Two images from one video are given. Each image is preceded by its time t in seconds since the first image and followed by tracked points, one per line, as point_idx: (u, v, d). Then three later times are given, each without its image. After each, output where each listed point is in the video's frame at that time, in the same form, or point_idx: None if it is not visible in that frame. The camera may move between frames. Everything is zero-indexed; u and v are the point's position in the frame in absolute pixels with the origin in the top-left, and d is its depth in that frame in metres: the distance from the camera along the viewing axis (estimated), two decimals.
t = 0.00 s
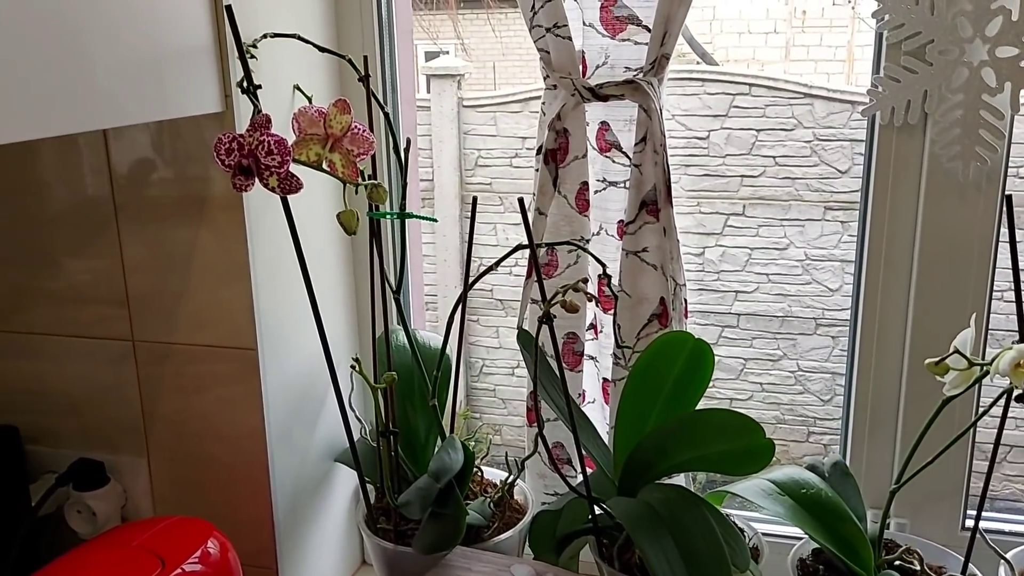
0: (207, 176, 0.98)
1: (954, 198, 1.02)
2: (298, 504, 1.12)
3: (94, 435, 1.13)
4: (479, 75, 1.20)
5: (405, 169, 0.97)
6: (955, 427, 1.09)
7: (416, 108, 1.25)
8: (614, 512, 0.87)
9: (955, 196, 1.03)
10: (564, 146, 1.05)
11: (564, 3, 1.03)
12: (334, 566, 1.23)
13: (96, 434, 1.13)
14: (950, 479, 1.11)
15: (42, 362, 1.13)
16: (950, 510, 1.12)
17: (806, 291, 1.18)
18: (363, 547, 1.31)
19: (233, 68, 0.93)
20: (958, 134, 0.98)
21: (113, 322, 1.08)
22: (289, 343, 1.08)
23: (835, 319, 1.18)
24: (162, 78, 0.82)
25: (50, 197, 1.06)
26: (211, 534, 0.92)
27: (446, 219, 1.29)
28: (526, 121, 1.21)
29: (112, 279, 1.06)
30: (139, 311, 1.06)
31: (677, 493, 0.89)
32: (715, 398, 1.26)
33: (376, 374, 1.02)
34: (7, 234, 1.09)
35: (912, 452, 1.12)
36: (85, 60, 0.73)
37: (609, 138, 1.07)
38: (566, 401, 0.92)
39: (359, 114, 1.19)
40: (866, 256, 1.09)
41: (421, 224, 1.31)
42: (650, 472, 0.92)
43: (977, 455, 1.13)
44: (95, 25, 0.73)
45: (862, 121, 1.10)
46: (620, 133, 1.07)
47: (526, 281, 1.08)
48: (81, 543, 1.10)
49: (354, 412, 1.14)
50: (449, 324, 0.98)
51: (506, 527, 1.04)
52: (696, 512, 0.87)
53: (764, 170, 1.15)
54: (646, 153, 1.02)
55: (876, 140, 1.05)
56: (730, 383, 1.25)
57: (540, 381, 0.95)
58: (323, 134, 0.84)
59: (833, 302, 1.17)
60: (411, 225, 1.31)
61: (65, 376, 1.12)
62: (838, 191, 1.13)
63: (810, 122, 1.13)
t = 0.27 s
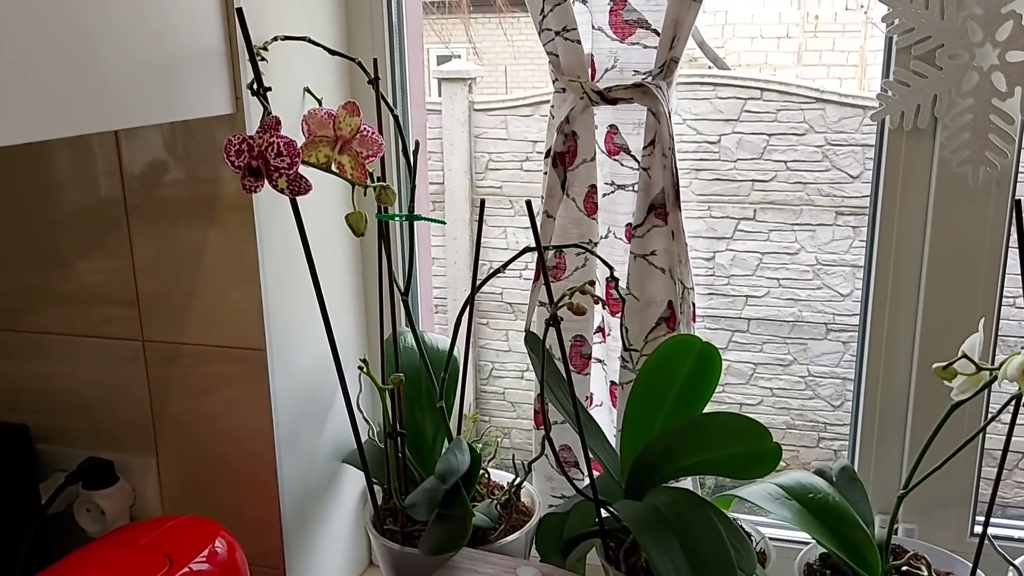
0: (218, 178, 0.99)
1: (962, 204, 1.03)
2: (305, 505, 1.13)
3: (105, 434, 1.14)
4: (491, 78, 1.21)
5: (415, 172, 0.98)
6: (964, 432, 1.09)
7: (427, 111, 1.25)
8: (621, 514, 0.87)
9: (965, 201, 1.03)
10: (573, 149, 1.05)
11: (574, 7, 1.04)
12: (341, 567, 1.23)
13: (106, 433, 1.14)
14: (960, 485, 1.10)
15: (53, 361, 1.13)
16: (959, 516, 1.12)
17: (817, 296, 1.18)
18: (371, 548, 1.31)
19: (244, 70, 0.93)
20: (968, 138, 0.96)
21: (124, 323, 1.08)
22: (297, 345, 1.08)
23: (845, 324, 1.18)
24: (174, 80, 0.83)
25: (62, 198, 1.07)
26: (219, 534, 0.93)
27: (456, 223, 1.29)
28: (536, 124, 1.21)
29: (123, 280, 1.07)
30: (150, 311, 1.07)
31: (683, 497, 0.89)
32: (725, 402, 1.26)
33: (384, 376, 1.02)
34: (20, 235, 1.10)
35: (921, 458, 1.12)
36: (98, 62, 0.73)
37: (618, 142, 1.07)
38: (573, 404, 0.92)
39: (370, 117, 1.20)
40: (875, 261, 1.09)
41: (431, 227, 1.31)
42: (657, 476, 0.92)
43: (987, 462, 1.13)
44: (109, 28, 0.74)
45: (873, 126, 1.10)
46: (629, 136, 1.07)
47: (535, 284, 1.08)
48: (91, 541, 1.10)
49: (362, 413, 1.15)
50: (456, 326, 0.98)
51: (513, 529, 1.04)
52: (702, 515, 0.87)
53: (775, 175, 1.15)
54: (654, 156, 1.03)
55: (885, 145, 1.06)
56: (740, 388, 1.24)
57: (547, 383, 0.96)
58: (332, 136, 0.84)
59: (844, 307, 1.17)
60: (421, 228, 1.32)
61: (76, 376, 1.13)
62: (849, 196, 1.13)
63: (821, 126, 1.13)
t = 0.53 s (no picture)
0: (228, 175, 0.99)
1: (973, 203, 1.02)
2: (313, 501, 1.13)
3: (114, 429, 1.15)
4: (501, 77, 1.21)
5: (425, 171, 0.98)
6: (975, 433, 1.08)
7: (438, 110, 1.25)
8: (629, 512, 0.87)
9: (977, 201, 1.02)
10: (582, 147, 1.05)
11: (584, 5, 1.04)
12: (349, 564, 1.24)
13: (116, 429, 1.15)
14: (970, 486, 1.10)
15: (64, 357, 1.14)
16: (969, 518, 1.11)
17: (827, 297, 1.18)
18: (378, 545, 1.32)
19: (254, 68, 0.94)
20: (979, 137, 0.96)
21: (135, 319, 1.09)
22: (306, 342, 1.09)
23: (856, 324, 1.17)
24: (185, 77, 0.83)
25: (74, 195, 1.07)
26: (227, 529, 0.93)
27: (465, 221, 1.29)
28: (546, 123, 1.21)
29: (133, 276, 1.08)
30: (160, 308, 1.07)
31: (692, 495, 0.89)
32: (734, 403, 1.25)
33: (393, 373, 1.03)
34: (32, 232, 1.11)
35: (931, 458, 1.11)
36: (110, 58, 0.74)
37: (627, 140, 1.07)
38: (581, 401, 0.92)
39: (381, 115, 1.20)
40: (886, 261, 1.09)
41: (440, 225, 1.31)
42: (665, 474, 0.92)
43: (997, 463, 1.12)
44: (122, 24, 0.75)
45: (884, 126, 1.10)
46: (639, 134, 1.07)
47: (543, 282, 1.08)
48: (100, 536, 1.11)
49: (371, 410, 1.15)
50: (465, 324, 0.98)
51: (521, 526, 1.04)
52: (710, 512, 0.86)
53: (785, 175, 1.15)
54: (664, 154, 1.03)
55: (896, 144, 1.05)
56: (749, 388, 1.24)
57: (555, 381, 0.95)
58: (342, 133, 0.85)
59: (854, 308, 1.17)
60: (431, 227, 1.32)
61: (87, 372, 1.13)
62: (860, 196, 1.13)
63: (833, 126, 1.12)
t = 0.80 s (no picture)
0: (236, 173, 1.00)
1: (983, 202, 1.02)
2: (321, 498, 1.13)
3: (123, 426, 1.15)
4: (510, 76, 1.21)
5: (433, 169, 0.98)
6: (983, 433, 1.08)
7: (446, 108, 1.25)
8: (635, 511, 0.87)
9: (986, 199, 1.02)
10: (590, 145, 1.05)
11: (592, 3, 1.04)
12: (357, 560, 1.24)
13: (125, 425, 1.15)
14: (979, 486, 1.10)
15: (73, 354, 1.15)
16: (977, 517, 1.11)
17: (836, 296, 1.18)
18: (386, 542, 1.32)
19: (262, 65, 0.94)
20: (990, 135, 0.95)
21: (143, 316, 1.09)
22: (314, 339, 1.09)
23: (864, 323, 1.17)
24: (194, 75, 0.84)
25: (84, 192, 1.08)
26: (235, 525, 0.94)
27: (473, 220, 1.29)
28: (555, 121, 1.21)
29: (142, 273, 1.08)
30: (169, 305, 1.08)
31: (698, 493, 0.89)
32: (742, 402, 1.25)
33: (400, 371, 1.03)
34: (42, 229, 1.12)
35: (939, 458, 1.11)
36: (119, 56, 0.74)
37: (635, 138, 1.07)
38: (588, 400, 0.92)
39: (389, 113, 1.20)
40: (894, 260, 1.09)
41: (448, 223, 1.31)
42: (671, 472, 0.92)
43: (1006, 463, 1.12)
44: (131, 22, 0.75)
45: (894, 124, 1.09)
46: (646, 133, 1.07)
47: (550, 280, 1.08)
48: (109, 532, 1.12)
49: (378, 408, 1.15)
50: (472, 322, 0.98)
51: (527, 524, 1.04)
52: (717, 511, 0.86)
53: (794, 174, 1.15)
54: (672, 153, 1.02)
55: (905, 143, 1.05)
56: (757, 387, 1.24)
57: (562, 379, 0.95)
58: (350, 131, 0.85)
59: (863, 308, 1.17)
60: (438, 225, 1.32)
61: (96, 369, 1.14)
62: (868, 195, 1.12)
63: (842, 124, 1.12)
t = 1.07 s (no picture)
0: (243, 174, 1.00)
1: (989, 203, 1.02)
2: (327, 498, 1.14)
3: (130, 426, 1.16)
4: (516, 76, 1.21)
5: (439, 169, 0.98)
6: (990, 434, 1.08)
7: (452, 109, 1.26)
8: (640, 512, 0.87)
9: (992, 200, 1.01)
10: (595, 146, 1.06)
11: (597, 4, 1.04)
12: (362, 561, 1.24)
13: (132, 425, 1.16)
14: (985, 488, 1.09)
15: (81, 354, 1.15)
16: (983, 519, 1.11)
17: (842, 297, 1.17)
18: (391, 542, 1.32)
19: (268, 66, 0.94)
20: (996, 136, 0.94)
21: (150, 317, 1.10)
22: (319, 340, 1.09)
23: (870, 324, 1.17)
24: (199, 77, 0.84)
25: (91, 193, 1.08)
26: (241, 526, 0.94)
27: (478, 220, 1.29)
28: (560, 122, 1.21)
29: (149, 274, 1.08)
30: (176, 305, 1.08)
31: (704, 495, 0.89)
32: (748, 402, 1.25)
33: (405, 371, 1.03)
34: (50, 230, 1.12)
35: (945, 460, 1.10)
36: (125, 58, 0.74)
37: (640, 139, 1.07)
38: (592, 401, 0.92)
39: (394, 114, 1.20)
40: (900, 261, 1.08)
41: (454, 224, 1.31)
42: (676, 474, 0.92)
43: (1012, 464, 1.11)
44: (137, 24, 0.75)
45: (900, 125, 1.09)
46: (652, 134, 1.07)
47: (555, 281, 1.09)
48: (116, 532, 1.12)
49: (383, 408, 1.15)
50: (477, 323, 0.98)
51: (533, 525, 1.04)
52: (721, 511, 0.86)
53: (801, 174, 1.14)
54: (677, 154, 1.02)
55: (912, 144, 1.05)
56: (764, 388, 1.24)
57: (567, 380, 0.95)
58: (355, 133, 0.85)
59: (869, 308, 1.16)
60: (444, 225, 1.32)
61: (103, 369, 1.14)
62: (874, 196, 1.12)
63: (849, 124, 1.12)
